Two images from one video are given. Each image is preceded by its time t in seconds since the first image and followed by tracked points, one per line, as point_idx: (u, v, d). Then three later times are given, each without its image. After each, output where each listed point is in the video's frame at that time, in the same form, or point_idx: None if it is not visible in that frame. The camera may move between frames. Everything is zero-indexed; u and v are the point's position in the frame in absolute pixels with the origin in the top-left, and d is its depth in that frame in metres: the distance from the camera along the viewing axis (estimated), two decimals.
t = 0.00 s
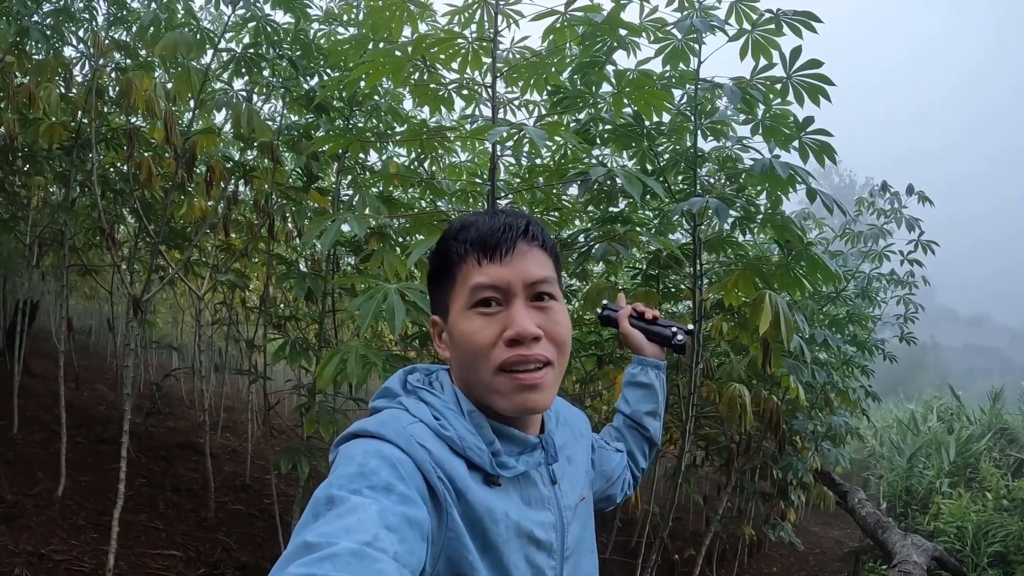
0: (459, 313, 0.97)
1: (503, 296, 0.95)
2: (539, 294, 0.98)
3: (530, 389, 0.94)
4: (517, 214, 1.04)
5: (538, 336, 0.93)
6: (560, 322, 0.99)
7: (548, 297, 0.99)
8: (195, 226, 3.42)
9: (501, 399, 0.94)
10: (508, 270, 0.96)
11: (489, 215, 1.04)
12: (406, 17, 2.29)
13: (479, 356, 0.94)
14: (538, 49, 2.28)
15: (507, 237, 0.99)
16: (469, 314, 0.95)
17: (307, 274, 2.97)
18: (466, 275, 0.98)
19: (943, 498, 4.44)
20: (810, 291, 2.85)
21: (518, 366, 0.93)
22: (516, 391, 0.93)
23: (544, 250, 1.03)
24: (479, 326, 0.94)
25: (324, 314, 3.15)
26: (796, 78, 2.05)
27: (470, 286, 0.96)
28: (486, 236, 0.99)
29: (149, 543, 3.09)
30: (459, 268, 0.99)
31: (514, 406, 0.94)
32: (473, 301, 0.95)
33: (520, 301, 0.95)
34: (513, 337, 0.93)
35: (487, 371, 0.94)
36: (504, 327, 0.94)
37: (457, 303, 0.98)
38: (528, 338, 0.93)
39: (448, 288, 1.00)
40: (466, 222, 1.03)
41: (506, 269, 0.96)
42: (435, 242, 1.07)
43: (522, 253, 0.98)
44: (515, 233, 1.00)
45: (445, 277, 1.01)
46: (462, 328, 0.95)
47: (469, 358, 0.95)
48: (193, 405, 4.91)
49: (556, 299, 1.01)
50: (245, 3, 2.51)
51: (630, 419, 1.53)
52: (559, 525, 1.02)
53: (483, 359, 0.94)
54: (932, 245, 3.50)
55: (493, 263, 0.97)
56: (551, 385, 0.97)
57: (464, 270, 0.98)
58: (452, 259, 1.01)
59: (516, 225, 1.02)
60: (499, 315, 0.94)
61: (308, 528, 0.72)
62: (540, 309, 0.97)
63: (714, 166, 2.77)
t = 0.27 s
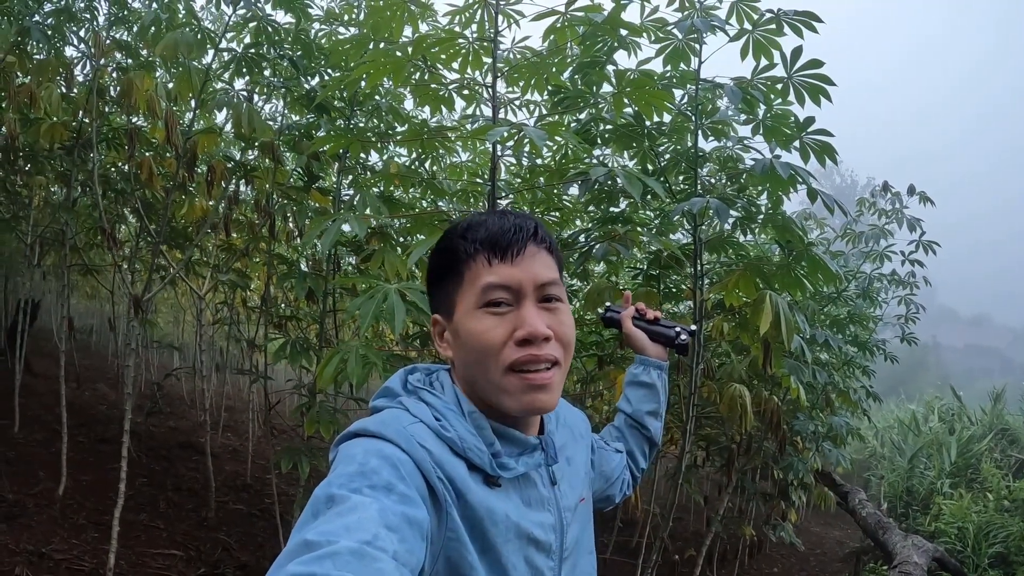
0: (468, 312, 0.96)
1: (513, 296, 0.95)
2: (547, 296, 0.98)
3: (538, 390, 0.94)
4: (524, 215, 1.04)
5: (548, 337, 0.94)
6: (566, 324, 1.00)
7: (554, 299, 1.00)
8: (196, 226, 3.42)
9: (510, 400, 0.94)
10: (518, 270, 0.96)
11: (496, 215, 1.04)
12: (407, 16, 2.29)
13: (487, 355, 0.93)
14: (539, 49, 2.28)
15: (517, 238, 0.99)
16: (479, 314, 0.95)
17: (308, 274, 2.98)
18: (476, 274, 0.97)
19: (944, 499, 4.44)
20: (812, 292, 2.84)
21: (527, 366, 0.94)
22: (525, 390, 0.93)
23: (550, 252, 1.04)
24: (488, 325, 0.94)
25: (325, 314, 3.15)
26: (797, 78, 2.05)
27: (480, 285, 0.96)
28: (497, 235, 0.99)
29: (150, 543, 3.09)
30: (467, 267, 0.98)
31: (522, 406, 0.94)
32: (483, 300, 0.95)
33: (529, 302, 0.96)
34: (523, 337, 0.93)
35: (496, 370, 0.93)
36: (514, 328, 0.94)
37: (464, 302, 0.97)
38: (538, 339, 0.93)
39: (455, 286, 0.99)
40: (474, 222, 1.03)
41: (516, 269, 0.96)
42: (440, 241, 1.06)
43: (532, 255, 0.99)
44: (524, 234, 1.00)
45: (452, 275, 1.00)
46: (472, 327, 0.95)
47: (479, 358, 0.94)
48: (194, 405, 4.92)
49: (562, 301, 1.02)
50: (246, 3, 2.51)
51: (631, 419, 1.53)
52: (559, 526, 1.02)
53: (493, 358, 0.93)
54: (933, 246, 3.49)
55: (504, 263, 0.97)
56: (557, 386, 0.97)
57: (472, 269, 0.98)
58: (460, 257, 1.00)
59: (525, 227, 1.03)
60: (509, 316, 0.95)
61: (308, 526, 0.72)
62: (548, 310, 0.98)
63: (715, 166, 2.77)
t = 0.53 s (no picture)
0: (545, 306, 1.00)
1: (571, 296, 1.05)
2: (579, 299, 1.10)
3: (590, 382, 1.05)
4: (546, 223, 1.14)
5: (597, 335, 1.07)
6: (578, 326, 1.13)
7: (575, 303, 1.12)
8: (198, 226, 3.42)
9: (575, 391, 1.01)
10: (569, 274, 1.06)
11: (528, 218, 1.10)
12: (410, 17, 2.30)
13: (569, 350, 0.99)
14: (541, 49, 2.28)
15: (562, 243, 1.09)
16: (556, 309, 1.00)
17: (310, 274, 2.98)
18: (544, 271, 1.02)
19: (945, 499, 4.44)
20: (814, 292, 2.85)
21: (587, 360, 1.04)
22: (586, 384, 1.03)
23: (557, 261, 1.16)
24: (566, 320, 1.00)
25: (327, 314, 3.16)
26: (799, 79, 2.05)
27: (552, 282, 1.02)
28: (550, 237, 1.06)
29: (152, 543, 3.10)
30: (540, 264, 1.01)
31: (582, 398, 1.02)
32: (558, 296, 1.01)
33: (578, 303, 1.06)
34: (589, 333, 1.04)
35: (572, 362, 1.00)
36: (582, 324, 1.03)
37: (541, 297, 1.00)
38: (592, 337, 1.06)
39: (520, 279, 1.00)
40: (516, 219, 1.06)
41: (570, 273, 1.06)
42: (473, 230, 1.02)
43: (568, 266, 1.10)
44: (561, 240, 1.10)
45: (511, 267, 1.00)
46: (551, 321, 0.99)
47: (559, 350, 0.98)
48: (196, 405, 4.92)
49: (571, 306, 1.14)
50: (249, 3, 2.52)
51: (639, 402, 1.52)
52: (568, 519, 1.02)
53: (571, 351, 0.99)
54: (935, 246, 3.49)
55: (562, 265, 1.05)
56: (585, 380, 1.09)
57: (545, 267, 1.02)
58: (521, 252, 1.01)
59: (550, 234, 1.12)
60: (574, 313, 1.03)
61: (314, 529, 0.73)
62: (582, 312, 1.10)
63: (717, 167, 2.78)
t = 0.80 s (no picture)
0: (563, 310, 1.02)
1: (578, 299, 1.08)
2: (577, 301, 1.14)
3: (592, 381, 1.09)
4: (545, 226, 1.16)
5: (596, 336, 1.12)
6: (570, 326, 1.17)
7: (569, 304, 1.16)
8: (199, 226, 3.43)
9: (585, 390, 1.05)
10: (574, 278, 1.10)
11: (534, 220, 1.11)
12: (411, 18, 2.30)
13: (583, 351, 1.03)
14: (542, 50, 2.28)
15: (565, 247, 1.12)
16: (571, 312, 1.03)
17: (311, 274, 2.98)
18: (560, 275, 1.05)
19: (946, 500, 4.44)
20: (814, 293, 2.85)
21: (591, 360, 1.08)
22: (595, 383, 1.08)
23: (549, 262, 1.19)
24: (580, 323, 1.04)
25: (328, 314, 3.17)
26: (799, 80, 2.06)
27: (567, 286, 1.05)
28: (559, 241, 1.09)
29: (154, 542, 3.10)
30: (557, 269, 1.04)
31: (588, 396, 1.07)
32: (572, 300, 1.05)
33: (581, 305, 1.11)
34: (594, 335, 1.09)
35: (584, 364, 1.04)
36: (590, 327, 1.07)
37: (558, 301, 1.03)
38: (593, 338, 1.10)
39: (540, 282, 1.01)
40: (529, 221, 1.07)
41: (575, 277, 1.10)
42: (490, 232, 1.01)
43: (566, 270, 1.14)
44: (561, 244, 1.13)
45: (530, 271, 1.01)
46: (570, 324, 1.02)
47: (576, 352, 1.02)
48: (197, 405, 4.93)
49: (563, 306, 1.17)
50: (251, 5, 2.52)
51: (640, 398, 1.53)
52: (574, 514, 1.03)
53: (584, 353, 1.04)
54: (936, 247, 3.50)
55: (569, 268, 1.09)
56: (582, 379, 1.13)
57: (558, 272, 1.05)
58: (540, 256, 1.02)
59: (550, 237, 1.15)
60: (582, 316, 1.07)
61: (322, 530, 0.73)
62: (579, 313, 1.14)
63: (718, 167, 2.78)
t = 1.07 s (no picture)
0: (514, 319, 0.96)
1: (557, 304, 0.98)
2: (580, 304, 1.03)
3: (580, 395, 0.98)
4: (550, 223, 1.07)
5: (589, 345, 0.98)
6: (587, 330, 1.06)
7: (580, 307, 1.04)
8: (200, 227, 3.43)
9: (553, 404, 0.97)
10: (559, 280, 0.99)
11: (525, 221, 1.05)
12: (411, 19, 2.30)
13: (544, 363, 0.95)
14: (542, 51, 2.28)
15: (555, 246, 1.02)
16: (527, 322, 0.96)
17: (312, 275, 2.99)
18: (521, 281, 0.97)
19: (947, 501, 4.43)
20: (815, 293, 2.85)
21: (572, 373, 0.97)
22: (569, 396, 0.97)
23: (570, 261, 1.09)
24: (536, 334, 0.95)
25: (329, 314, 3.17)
26: (800, 81, 2.06)
27: (528, 293, 0.96)
28: (537, 242, 1.00)
29: (155, 542, 3.11)
30: (512, 275, 0.97)
31: (564, 410, 0.98)
32: (532, 308, 0.96)
33: (570, 310, 0.99)
34: (573, 345, 0.96)
35: (543, 378, 0.95)
36: (562, 336, 0.96)
37: (508, 309, 0.96)
38: (582, 347, 0.98)
39: (490, 292, 0.98)
40: (505, 225, 1.02)
41: (559, 279, 0.99)
42: (456, 242, 1.03)
43: (565, 265, 1.03)
44: (558, 243, 1.04)
45: (483, 280, 0.99)
46: (519, 335, 0.95)
47: (526, 365, 0.95)
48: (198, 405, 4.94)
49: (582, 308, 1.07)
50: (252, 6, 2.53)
51: (640, 393, 1.53)
52: (575, 516, 1.03)
53: (543, 365, 0.95)
54: (937, 248, 3.49)
55: (547, 271, 0.99)
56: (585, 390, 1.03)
57: (515, 277, 0.97)
58: (495, 263, 0.98)
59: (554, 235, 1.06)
60: (555, 324, 0.97)
61: (322, 529, 0.73)
62: (582, 318, 1.02)
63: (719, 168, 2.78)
